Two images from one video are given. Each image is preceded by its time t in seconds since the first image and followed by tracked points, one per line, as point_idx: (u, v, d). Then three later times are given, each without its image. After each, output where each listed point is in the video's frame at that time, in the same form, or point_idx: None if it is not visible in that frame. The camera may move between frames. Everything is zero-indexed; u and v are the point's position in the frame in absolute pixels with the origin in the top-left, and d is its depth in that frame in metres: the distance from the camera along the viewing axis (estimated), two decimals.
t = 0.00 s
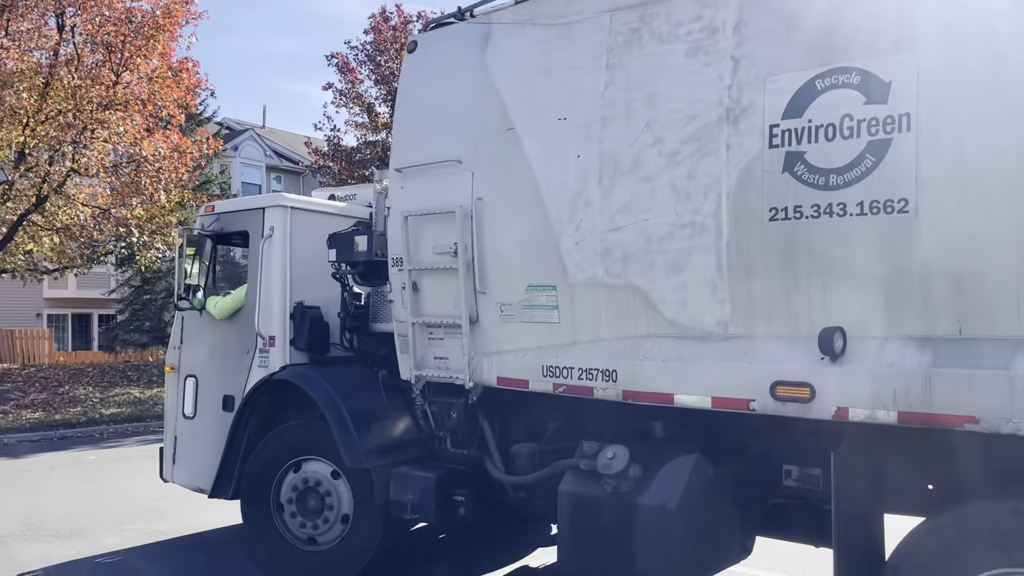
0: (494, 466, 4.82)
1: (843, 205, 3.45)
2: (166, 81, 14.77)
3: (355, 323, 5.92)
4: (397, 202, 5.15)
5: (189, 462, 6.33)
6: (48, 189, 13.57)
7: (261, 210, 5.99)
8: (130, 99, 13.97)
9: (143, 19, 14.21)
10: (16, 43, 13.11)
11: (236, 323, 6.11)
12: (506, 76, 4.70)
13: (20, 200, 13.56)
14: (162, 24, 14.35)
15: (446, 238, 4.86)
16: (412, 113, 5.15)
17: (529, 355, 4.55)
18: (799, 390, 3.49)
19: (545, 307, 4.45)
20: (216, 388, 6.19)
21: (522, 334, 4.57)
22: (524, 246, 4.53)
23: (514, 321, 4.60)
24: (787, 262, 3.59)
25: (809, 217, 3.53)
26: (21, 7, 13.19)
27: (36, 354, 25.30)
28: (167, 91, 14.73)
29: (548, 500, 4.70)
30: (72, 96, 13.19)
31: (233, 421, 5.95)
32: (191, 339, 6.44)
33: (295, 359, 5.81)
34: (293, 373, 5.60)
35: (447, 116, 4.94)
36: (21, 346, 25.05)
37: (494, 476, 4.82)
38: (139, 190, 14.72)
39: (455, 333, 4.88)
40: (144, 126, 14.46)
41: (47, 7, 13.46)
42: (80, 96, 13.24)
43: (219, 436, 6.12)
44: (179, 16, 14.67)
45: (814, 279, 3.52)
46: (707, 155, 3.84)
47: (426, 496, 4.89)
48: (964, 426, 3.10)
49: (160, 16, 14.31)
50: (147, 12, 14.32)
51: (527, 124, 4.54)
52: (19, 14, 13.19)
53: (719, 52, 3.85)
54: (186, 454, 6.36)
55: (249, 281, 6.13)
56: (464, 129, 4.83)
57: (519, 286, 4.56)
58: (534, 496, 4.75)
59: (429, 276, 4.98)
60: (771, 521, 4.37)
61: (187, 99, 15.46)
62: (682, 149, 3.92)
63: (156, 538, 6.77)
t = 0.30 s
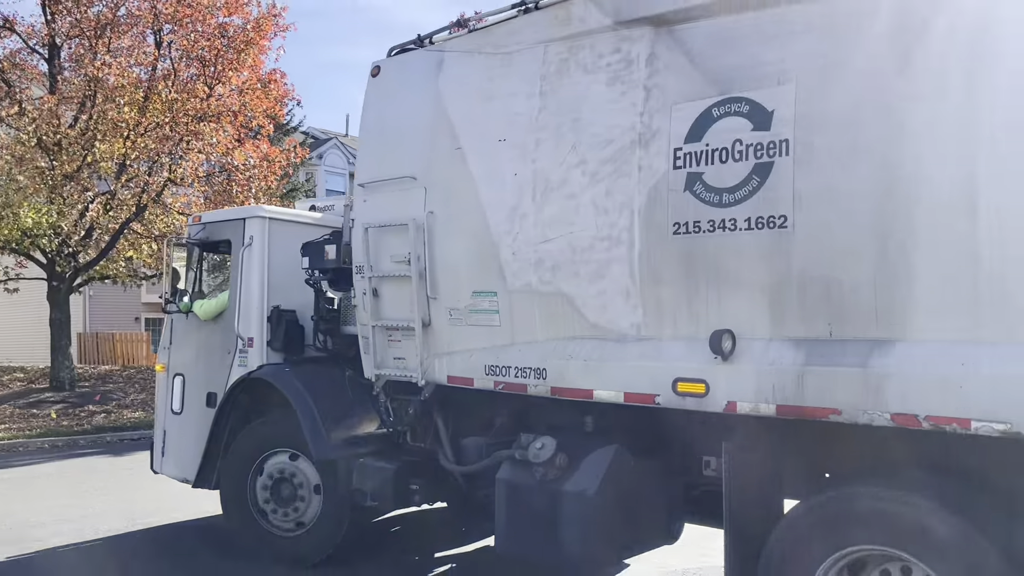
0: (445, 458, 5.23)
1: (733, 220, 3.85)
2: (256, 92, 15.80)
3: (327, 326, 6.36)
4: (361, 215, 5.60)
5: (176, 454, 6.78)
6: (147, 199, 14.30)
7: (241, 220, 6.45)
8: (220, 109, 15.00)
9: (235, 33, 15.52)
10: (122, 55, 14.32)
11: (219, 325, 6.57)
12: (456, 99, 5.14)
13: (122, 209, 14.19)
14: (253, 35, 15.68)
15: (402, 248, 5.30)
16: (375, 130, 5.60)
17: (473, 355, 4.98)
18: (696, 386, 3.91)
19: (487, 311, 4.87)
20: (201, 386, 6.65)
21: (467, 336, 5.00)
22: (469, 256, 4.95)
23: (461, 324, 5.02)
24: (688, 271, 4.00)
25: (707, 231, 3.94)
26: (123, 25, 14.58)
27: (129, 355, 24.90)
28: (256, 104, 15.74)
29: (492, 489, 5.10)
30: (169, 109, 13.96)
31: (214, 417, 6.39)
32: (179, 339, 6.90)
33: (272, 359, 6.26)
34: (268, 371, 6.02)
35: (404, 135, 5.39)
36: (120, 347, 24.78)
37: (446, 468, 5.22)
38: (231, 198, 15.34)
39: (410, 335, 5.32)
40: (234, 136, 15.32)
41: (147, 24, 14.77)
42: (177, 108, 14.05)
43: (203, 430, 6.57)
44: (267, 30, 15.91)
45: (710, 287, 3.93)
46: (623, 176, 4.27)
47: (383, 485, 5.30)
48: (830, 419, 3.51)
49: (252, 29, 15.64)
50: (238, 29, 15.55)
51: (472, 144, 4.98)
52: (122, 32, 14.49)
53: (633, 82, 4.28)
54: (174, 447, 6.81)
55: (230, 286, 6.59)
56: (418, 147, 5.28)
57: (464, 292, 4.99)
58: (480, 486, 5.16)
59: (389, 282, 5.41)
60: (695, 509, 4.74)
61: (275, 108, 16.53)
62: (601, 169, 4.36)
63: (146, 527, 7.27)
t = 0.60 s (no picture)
0: (401, 448, 5.70)
1: (643, 236, 4.33)
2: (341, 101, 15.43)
3: (301, 326, 6.86)
4: (329, 225, 6.10)
5: (163, 445, 7.28)
6: (237, 208, 14.05)
7: (222, 228, 6.95)
8: (301, 120, 14.82)
9: (321, 44, 15.66)
10: (214, 68, 14.47)
11: (203, 326, 7.07)
12: (414, 121, 5.63)
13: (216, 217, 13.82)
14: (336, 47, 15.78)
15: (364, 256, 5.80)
16: (342, 148, 6.09)
17: (424, 355, 5.47)
18: (611, 382, 4.40)
19: (437, 314, 5.35)
20: (186, 381, 7.15)
21: (419, 337, 5.49)
22: (422, 264, 5.44)
23: (414, 326, 5.51)
24: (606, 281, 4.49)
25: (622, 245, 4.42)
26: (216, 39, 14.72)
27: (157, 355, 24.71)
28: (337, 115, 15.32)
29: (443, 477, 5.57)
30: (258, 119, 13.83)
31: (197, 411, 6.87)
32: (167, 339, 7.40)
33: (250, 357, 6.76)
34: (245, 369, 6.50)
35: (367, 153, 5.88)
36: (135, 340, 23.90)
37: (402, 457, 5.71)
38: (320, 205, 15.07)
39: (370, 336, 5.81)
40: (323, 145, 15.03)
41: (236, 38, 14.88)
42: (266, 119, 13.94)
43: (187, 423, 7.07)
44: (351, 39, 16.10)
45: (625, 295, 4.42)
46: (552, 194, 4.76)
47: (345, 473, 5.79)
48: (720, 412, 3.99)
49: (335, 41, 15.75)
50: (325, 39, 15.69)
51: (426, 162, 5.48)
52: (214, 45, 14.66)
53: (562, 110, 4.77)
54: (161, 439, 7.31)
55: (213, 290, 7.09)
56: (380, 164, 5.77)
57: (417, 298, 5.48)
58: (432, 474, 5.63)
59: (353, 288, 5.91)
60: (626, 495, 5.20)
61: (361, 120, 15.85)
62: (535, 188, 4.85)
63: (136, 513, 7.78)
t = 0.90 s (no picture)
0: (367, 441, 6.23)
1: (574, 250, 4.87)
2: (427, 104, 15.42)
3: (280, 329, 7.40)
4: (304, 236, 6.65)
5: (153, 439, 7.82)
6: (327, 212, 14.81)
7: (209, 238, 7.48)
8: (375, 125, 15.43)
9: (402, 52, 15.91)
10: (299, 80, 14.45)
11: (190, 329, 7.60)
12: (380, 143, 6.17)
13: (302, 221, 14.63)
14: (416, 53, 16.09)
15: (335, 265, 6.34)
16: (318, 166, 6.64)
17: (387, 356, 6.01)
18: (545, 380, 4.94)
19: (399, 319, 5.88)
20: (175, 380, 7.69)
21: (383, 339, 6.03)
22: (385, 273, 5.98)
23: (378, 329, 6.05)
24: (544, 290, 5.03)
25: (557, 259, 4.96)
26: (302, 49, 14.59)
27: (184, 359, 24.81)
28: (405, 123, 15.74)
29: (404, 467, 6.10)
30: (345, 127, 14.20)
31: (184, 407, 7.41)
32: (158, 340, 7.92)
33: (233, 357, 7.30)
34: (228, 369, 7.03)
35: (338, 171, 6.43)
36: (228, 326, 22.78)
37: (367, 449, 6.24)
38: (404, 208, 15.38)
39: (340, 338, 6.36)
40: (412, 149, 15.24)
41: (320, 49, 14.71)
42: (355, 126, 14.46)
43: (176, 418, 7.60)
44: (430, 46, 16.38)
45: (559, 303, 4.95)
46: (497, 211, 5.30)
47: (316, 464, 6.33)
48: (635, 407, 4.52)
49: (415, 48, 16.08)
50: (405, 48, 15.97)
51: (389, 180, 6.02)
52: (299, 55, 14.55)
53: (507, 135, 5.31)
54: (152, 433, 7.84)
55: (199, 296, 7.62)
56: (350, 181, 6.31)
57: (381, 304, 6.02)
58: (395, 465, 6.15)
59: (326, 295, 6.45)
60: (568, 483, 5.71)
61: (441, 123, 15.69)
62: (483, 205, 5.38)
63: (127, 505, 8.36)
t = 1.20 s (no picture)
0: (342, 431, 6.81)
1: (520, 260, 5.45)
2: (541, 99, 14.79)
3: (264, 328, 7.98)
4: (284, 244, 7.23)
5: (147, 430, 8.38)
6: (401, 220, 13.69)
7: (200, 244, 8.06)
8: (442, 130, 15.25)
9: (481, 57, 15.11)
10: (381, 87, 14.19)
11: (182, 328, 8.15)
12: (353, 160, 6.74)
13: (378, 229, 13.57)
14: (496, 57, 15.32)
15: (312, 271, 6.93)
16: (297, 180, 7.20)
17: (358, 353, 6.59)
18: (495, 376, 5.52)
19: (369, 320, 6.46)
20: (168, 374, 8.25)
21: (355, 339, 6.62)
22: (357, 279, 6.56)
23: (351, 330, 6.64)
24: (495, 296, 5.60)
25: (506, 268, 5.54)
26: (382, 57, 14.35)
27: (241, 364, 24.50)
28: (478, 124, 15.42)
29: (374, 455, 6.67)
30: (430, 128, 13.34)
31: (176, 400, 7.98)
32: (151, 338, 8.48)
33: (221, 354, 7.86)
34: (215, 365, 7.60)
35: (316, 185, 7.01)
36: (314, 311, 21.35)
37: (343, 439, 6.82)
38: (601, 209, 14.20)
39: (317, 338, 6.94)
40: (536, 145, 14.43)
41: (401, 55, 14.45)
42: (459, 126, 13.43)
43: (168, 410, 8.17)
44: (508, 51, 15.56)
45: (508, 307, 5.53)
46: (455, 224, 5.88)
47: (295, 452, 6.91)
48: (571, 400, 5.11)
49: (494, 53, 15.23)
50: (485, 54, 15.16)
51: (361, 194, 6.60)
52: (379, 63, 14.29)
53: (465, 155, 5.89)
54: (146, 425, 8.40)
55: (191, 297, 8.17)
56: (326, 194, 6.89)
57: (353, 307, 6.60)
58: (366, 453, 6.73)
59: (305, 298, 7.03)
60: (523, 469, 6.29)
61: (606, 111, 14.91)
62: (444, 218, 5.96)
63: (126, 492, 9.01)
